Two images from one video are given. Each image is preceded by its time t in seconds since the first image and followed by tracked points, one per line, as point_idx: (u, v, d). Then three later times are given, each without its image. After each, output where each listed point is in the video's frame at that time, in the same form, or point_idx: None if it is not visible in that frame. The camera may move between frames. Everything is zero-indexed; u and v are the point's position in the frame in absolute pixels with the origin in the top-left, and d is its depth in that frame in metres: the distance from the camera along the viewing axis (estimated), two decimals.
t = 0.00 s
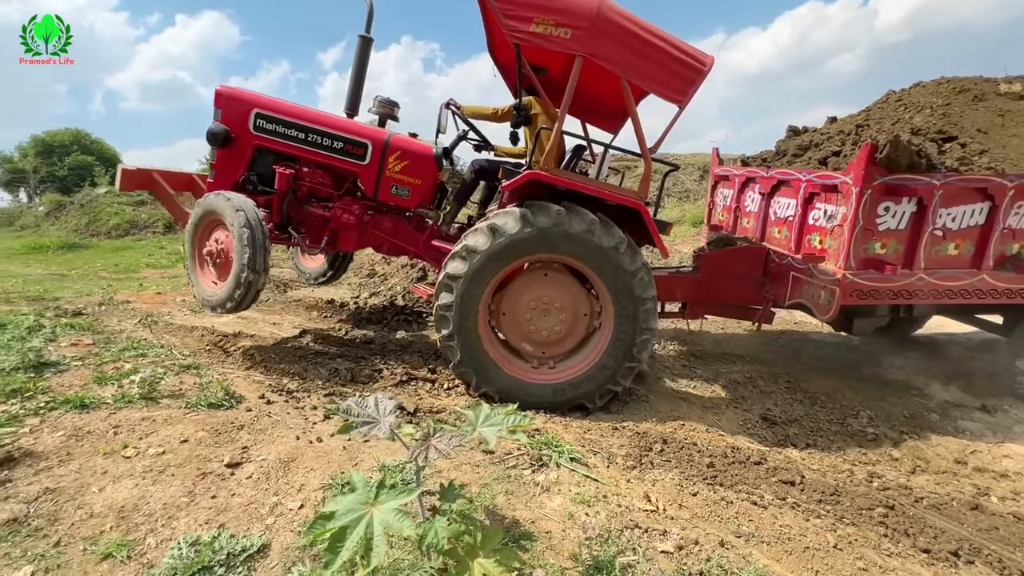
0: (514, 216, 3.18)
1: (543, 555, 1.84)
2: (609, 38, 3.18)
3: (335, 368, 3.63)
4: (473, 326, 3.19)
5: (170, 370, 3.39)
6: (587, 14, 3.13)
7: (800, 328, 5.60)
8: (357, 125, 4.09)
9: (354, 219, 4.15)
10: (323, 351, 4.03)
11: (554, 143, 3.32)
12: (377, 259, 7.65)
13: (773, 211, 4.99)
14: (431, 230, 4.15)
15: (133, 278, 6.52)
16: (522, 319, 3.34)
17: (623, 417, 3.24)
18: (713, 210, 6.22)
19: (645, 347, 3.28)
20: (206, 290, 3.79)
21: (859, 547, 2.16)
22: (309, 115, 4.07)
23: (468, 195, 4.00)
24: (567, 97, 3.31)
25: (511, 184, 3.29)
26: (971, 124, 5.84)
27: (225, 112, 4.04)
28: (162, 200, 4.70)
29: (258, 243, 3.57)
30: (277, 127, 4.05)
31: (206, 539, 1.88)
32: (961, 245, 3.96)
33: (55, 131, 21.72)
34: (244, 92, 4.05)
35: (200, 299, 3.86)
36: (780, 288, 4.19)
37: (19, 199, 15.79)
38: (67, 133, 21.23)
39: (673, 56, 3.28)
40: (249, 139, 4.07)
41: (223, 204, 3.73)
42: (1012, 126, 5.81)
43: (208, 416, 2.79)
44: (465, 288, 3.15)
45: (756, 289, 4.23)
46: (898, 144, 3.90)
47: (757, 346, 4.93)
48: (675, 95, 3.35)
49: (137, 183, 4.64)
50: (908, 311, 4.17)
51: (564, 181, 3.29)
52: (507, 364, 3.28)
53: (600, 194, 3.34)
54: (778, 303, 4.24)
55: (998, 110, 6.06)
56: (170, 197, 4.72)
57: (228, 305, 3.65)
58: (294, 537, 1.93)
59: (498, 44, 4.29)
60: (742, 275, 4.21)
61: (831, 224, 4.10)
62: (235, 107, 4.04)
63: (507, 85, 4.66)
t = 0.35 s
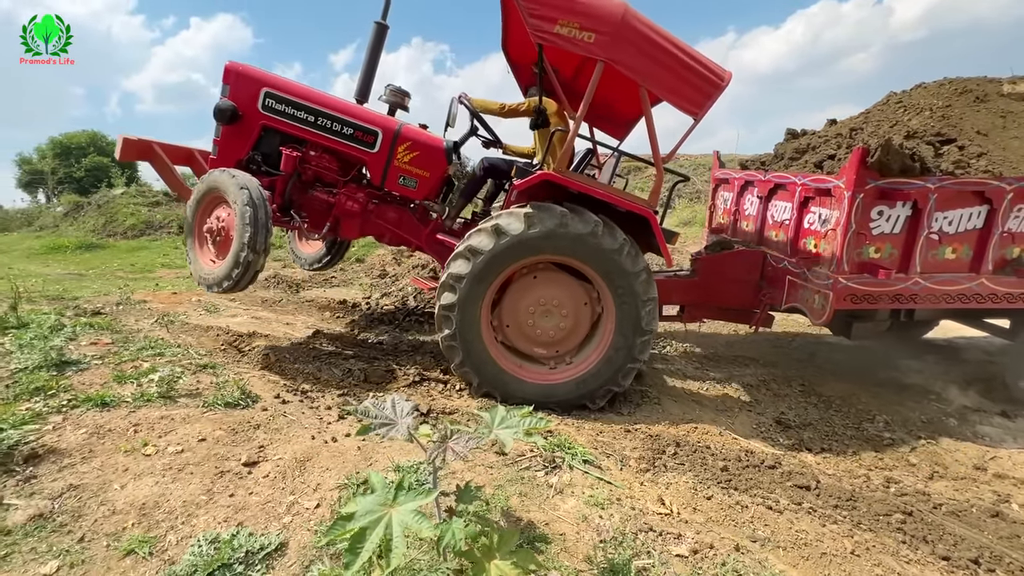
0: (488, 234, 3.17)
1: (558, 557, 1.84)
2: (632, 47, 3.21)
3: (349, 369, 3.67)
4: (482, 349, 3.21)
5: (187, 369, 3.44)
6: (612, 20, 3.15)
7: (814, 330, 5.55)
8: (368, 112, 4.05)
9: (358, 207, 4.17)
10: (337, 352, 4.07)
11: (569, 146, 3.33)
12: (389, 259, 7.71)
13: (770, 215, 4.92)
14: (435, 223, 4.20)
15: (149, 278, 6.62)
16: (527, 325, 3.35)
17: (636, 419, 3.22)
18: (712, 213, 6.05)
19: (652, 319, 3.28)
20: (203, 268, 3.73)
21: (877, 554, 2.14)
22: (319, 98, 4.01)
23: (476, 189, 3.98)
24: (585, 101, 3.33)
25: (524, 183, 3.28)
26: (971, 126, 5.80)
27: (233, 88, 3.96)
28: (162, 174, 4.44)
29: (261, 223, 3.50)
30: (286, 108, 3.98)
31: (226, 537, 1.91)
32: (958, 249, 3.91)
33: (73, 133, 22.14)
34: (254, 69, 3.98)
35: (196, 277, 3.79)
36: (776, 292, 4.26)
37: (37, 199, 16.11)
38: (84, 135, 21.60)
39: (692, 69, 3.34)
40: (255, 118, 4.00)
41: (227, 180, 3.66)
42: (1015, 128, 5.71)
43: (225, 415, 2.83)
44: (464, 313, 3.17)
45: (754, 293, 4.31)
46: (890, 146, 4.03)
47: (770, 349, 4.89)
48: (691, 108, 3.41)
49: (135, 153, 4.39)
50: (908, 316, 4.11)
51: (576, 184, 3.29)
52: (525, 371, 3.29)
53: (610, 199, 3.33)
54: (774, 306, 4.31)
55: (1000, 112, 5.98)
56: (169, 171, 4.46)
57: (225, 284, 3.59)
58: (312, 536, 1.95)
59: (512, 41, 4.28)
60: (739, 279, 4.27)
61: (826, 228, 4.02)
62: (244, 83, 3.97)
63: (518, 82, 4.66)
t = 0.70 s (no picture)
0: (472, 247, 3.15)
1: (568, 558, 1.83)
2: (653, 52, 3.19)
3: (360, 369, 3.69)
4: (488, 358, 3.22)
5: (201, 368, 3.49)
6: (636, 23, 3.13)
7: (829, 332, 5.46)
8: (382, 97, 3.98)
9: (364, 190, 4.06)
10: (349, 352, 4.10)
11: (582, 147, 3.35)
12: (400, 261, 7.77)
13: (766, 217, 4.86)
14: (439, 214, 4.15)
15: (165, 279, 6.73)
16: (529, 326, 3.35)
17: (647, 421, 3.18)
18: (713, 216, 5.99)
19: (650, 299, 3.27)
20: (202, 241, 3.67)
21: (893, 560, 2.09)
22: (333, 77, 3.91)
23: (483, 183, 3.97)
24: (603, 101, 3.33)
25: (535, 180, 3.26)
26: (972, 125, 6.14)
27: (245, 59, 3.83)
28: (166, 142, 4.27)
29: (263, 196, 3.42)
30: (298, 84, 3.86)
31: (239, 533, 1.94)
32: (958, 251, 3.84)
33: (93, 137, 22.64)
34: (268, 43, 3.85)
35: (195, 249, 3.74)
36: (772, 295, 4.23)
37: (58, 201, 16.47)
38: (104, 138, 22.05)
39: (711, 80, 3.32)
40: (266, 93, 3.86)
41: (232, 151, 3.56)
42: (1014, 128, 6.13)
43: (239, 413, 2.87)
44: (463, 326, 3.18)
45: (751, 297, 4.32)
46: (883, 148, 3.83)
47: (783, 352, 4.82)
48: (706, 118, 3.40)
49: (139, 117, 4.16)
50: (910, 319, 4.02)
51: (587, 184, 3.27)
52: (534, 372, 3.30)
53: (621, 203, 3.32)
54: (771, 310, 4.28)
55: (1001, 111, 6.40)
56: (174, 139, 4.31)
57: (223, 258, 3.54)
58: (323, 534, 1.96)
59: (530, 38, 4.30)
60: (735, 282, 4.26)
61: (820, 231, 3.94)
62: (256, 55, 3.82)
63: (531, 81, 4.67)
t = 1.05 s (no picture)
0: (455, 267, 3.15)
1: (578, 562, 1.82)
2: (672, 61, 3.21)
3: (372, 370, 3.72)
4: (497, 369, 3.22)
5: (217, 368, 3.54)
6: (657, 30, 3.13)
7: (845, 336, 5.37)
8: (394, 85, 3.94)
9: (368, 176, 4.00)
10: (361, 353, 4.14)
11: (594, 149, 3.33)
12: (412, 264, 7.83)
13: (764, 220, 4.77)
14: (442, 207, 4.07)
15: (183, 280, 6.85)
16: (533, 331, 3.34)
17: (659, 425, 3.14)
18: (713, 219, 5.91)
19: (644, 275, 3.24)
20: (199, 218, 3.66)
21: (914, 570, 2.04)
22: (346, 61, 3.86)
23: (488, 179, 3.97)
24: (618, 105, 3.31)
25: (543, 179, 3.24)
26: (971, 126, 6.22)
27: (257, 34, 3.76)
28: (166, 112, 4.20)
29: (265, 175, 3.39)
30: (309, 64, 3.80)
31: (252, 532, 1.96)
32: (955, 253, 3.77)
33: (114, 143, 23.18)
34: (281, 20, 3.79)
35: (191, 225, 3.71)
36: (769, 298, 4.16)
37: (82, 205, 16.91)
38: (124, 144, 22.56)
39: (726, 93, 3.37)
40: (275, 72, 3.81)
41: (237, 126, 3.52)
42: (1014, 129, 6.20)
43: (253, 413, 2.91)
44: (467, 343, 3.19)
45: (746, 299, 4.24)
46: (873, 149, 3.80)
47: (799, 355, 4.74)
48: (718, 131, 3.45)
49: (142, 84, 4.06)
50: (911, 321, 4.01)
51: (595, 187, 3.25)
52: (547, 372, 3.29)
53: (628, 208, 3.31)
54: (768, 312, 4.20)
55: (1002, 111, 6.52)
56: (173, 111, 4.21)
57: (219, 236, 3.52)
58: (335, 534, 1.97)
59: (545, 37, 4.34)
60: (732, 284, 4.20)
61: (814, 231, 3.92)
62: (269, 31, 3.75)
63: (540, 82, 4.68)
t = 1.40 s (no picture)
0: (453, 293, 3.12)
1: (596, 568, 1.81)
2: (680, 63, 3.21)
3: (389, 373, 3.75)
4: (518, 379, 3.21)
5: (237, 370, 3.60)
6: (666, 33, 3.14)
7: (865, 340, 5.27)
8: (395, 84, 3.92)
9: (367, 176, 4.00)
10: (378, 356, 4.17)
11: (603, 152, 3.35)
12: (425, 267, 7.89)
13: (767, 221, 4.70)
14: (444, 208, 4.07)
15: (203, 283, 6.98)
16: (547, 333, 3.34)
17: (675, 429, 3.11)
18: (719, 221, 5.85)
19: (641, 254, 3.22)
20: (195, 220, 3.60)
21: None
22: (347, 58, 3.85)
23: (491, 178, 4.05)
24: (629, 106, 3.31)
25: (556, 180, 3.23)
26: (979, 126, 6.19)
27: (255, 31, 3.77)
28: (155, 109, 4.02)
29: (267, 176, 3.38)
30: (308, 61, 3.80)
31: (272, 532, 1.98)
32: (960, 256, 3.70)
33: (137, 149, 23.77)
34: (280, 17, 3.79)
35: (186, 228, 3.66)
36: (770, 300, 4.11)
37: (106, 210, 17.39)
38: (147, 149, 23.11)
39: (733, 97, 3.37)
40: (273, 69, 3.82)
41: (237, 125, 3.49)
42: None
43: (272, 414, 2.95)
44: (483, 361, 3.17)
45: (747, 301, 4.17)
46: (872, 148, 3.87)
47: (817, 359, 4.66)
48: (724, 133, 3.42)
49: (130, 79, 3.91)
50: (916, 326, 3.94)
51: (603, 189, 3.24)
52: (568, 372, 3.28)
53: (638, 211, 3.29)
54: (769, 315, 4.15)
55: (1012, 111, 6.40)
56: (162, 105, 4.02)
57: (216, 238, 3.47)
58: (353, 536, 1.99)
59: (544, 39, 4.41)
60: (733, 286, 4.14)
61: (814, 233, 3.89)
62: (268, 28, 3.78)
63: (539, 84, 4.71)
